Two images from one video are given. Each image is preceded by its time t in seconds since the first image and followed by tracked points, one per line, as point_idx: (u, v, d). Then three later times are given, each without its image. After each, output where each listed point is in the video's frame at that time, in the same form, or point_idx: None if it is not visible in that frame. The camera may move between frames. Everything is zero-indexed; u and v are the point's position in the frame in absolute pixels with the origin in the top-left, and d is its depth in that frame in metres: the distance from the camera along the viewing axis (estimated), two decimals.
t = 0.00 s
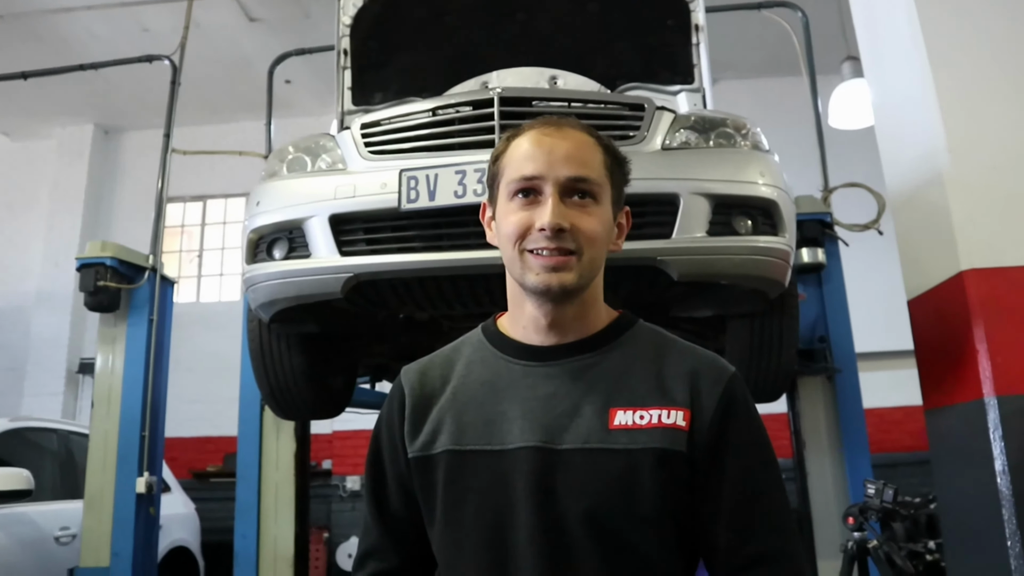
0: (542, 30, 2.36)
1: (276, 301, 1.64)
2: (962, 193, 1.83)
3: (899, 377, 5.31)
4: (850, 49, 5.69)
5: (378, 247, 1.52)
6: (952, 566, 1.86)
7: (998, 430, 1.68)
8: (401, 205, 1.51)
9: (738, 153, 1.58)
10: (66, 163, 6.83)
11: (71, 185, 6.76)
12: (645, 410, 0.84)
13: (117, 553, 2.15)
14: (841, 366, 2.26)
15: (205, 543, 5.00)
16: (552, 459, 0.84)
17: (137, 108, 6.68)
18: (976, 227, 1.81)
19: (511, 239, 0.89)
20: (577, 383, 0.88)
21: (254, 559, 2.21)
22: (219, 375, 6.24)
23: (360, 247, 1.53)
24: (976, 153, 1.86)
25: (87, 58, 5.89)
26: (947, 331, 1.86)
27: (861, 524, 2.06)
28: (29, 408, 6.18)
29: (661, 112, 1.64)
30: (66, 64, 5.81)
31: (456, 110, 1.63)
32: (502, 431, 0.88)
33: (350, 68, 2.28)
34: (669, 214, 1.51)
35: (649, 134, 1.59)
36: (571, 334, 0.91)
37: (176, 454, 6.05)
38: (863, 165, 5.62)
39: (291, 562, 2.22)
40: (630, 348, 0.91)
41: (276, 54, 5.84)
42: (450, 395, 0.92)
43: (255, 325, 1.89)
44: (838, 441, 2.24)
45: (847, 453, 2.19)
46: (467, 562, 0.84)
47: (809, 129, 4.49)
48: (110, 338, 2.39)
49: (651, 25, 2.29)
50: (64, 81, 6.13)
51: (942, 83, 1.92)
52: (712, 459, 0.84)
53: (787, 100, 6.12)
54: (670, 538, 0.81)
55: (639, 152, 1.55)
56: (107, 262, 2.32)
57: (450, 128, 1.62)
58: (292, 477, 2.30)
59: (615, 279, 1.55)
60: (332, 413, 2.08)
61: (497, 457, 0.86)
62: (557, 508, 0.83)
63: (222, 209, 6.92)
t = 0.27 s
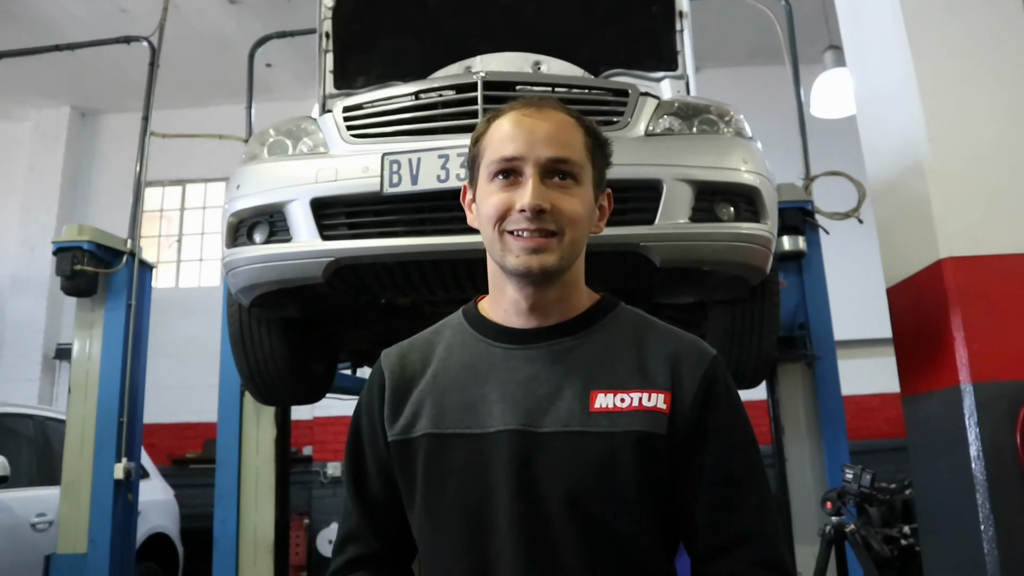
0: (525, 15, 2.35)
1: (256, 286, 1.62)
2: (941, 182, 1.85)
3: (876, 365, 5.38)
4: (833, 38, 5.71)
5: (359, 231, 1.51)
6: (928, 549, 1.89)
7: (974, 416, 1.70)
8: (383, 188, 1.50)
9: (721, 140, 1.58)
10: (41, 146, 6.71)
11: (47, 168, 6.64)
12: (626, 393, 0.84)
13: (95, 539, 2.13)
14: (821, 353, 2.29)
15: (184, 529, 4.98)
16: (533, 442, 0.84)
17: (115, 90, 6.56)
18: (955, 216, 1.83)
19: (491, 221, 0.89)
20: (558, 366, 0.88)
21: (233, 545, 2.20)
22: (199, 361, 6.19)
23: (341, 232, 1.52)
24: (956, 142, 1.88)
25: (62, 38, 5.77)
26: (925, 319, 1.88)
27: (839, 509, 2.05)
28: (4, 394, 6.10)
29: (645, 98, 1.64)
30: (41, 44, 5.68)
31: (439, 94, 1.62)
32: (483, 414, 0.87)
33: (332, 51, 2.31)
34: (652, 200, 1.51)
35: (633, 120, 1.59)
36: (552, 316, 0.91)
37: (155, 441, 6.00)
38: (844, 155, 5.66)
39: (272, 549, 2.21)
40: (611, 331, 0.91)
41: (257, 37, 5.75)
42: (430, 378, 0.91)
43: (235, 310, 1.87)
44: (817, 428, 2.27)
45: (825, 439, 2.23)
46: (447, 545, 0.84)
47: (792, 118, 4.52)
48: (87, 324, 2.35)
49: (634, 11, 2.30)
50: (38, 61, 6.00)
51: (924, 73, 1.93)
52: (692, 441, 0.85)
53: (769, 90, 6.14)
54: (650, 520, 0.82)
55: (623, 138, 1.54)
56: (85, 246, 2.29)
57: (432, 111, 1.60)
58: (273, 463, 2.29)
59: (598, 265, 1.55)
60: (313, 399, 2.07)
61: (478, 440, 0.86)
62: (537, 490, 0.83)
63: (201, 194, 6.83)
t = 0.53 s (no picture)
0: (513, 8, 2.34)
1: (241, 279, 1.61)
2: (926, 177, 1.86)
3: (860, 360, 5.43)
4: (819, 34, 5.73)
5: (344, 224, 1.50)
6: (911, 542, 1.91)
7: (957, 411, 1.72)
8: (368, 181, 1.49)
9: (708, 134, 1.58)
10: (23, 136, 6.61)
11: (28, 158, 6.55)
12: (612, 388, 0.84)
13: (77, 535, 2.11)
14: (806, 348, 2.30)
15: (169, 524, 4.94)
16: (519, 436, 0.84)
17: (98, 80, 6.48)
18: (940, 212, 1.84)
19: (476, 212, 0.88)
20: (543, 360, 0.88)
21: (217, 540, 2.18)
22: (183, 355, 6.14)
23: (326, 225, 1.51)
24: (941, 138, 1.89)
25: (44, 26, 5.69)
26: (910, 315, 1.90)
27: (824, 503, 2.06)
28: None
29: (632, 92, 1.63)
30: (22, 33, 5.60)
31: (426, 86, 1.61)
32: (468, 408, 0.87)
33: (318, 43, 2.31)
34: (639, 194, 1.51)
35: (620, 113, 1.58)
36: (537, 310, 0.90)
37: (138, 436, 5.95)
38: (829, 151, 5.69)
39: (257, 544, 2.20)
40: (596, 324, 0.91)
41: (242, 28, 5.70)
42: (415, 372, 0.91)
43: (220, 304, 1.86)
44: (802, 422, 2.28)
45: (810, 434, 2.24)
46: (431, 540, 0.83)
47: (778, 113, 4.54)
48: (69, 317, 2.32)
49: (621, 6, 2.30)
50: (19, 50, 5.91)
51: (909, 68, 1.94)
52: (678, 436, 0.85)
53: (756, 85, 6.16)
54: (635, 515, 0.81)
55: (610, 132, 1.54)
56: (67, 238, 2.26)
57: (419, 104, 1.59)
58: (258, 458, 2.28)
59: (584, 260, 1.55)
60: (298, 393, 2.06)
61: (462, 435, 0.86)
62: (523, 485, 0.82)
63: (186, 186, 6.77)
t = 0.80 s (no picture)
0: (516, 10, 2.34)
1: (244, 281, 1.61)
2: (929, 180, 1.86)
3: (864, 363, 5.41)
4: (822, 37, 5.73)
5: (348, 226, 1.50)
6: (915, 546, 1.90)
7: (961, 415, 1.71)
8: (372, 183, 1.49)
9: (711, 137, 1.58)
10: (26, 137, 6.63)
11: (31, 159, 6.56)
12: (618, 392, 0.84)
13: (79, 536, 2.11)
14: (809, 351, 2.30)
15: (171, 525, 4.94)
16: (524, 440, 0.84)
17: (101, 81, 6.49)
18: (944, 215, 1.84)
19: (481, 215, 0.88)
20: (549, 363, 0.88)
21: (220, 543, 2.18)
22: (185, 356, 6.15)
23: (330, 227, 1.51)
24: (944, 142, 1.89)
25: (47, 28, 5.70)
26: (914, 318, 1.89)
27: (828, 506, 2.05)
28: None
29: (635, 95, 1.63)
30: (25, 34, 5.61)
31: (429, 89, 1.61)
32: (473, 412, 0.87)
33: (321, 44, 2.33)
34: (643, 196, 1.50)
35: (623, 116, 1.58)
36: (543, 313, 0.90)
37: (140, 437, 5.95)
38: (832, 153, 5.68)
39: (260, 545, 2.20)
40: (602, 328, 0.90)
41: (245, 29, 5.71)
42: (419, 374, 0.90)
43: (223, 305, 1.86)
44: (805, 425, 2.28)
45: (813, 437, 2.24)
46: (436, 543, 0.83)
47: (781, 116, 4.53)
48: (72, 318, 2.32)
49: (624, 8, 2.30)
50: (23, 51, 5.93)
51: (912, 71, 1.94)
52: (684, 440, 0.84)
53: (759, 88, 6.16)
54: (640, 519, 0.81)
55: (613, 134, 1.54)
56: (70, 239, 2.26)
57: (422, 106, 1.59)
58: (260, 460, 2.28)
59: (587, 262, 1.55)
60: (300, 394, 2.06)
61: (467, 438, 0.86)
62: (528, 489, 0.82)
63: (189, 187, 6.78)
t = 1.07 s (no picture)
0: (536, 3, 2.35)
1: (266, 274, 1.62)
2: (954, 169, 1.83)
3: (888, 356, 5.35)
4: (844, 26, 5.65)
5: (369, 218, 1.51)
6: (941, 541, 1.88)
7: (987, 408, 1.69)
8: (393, 175, 1.49)
9: (733, 127, 1.57)
10: (51, 134, 6.73)
11: (56, 156, 6.66)
12: (641, 381, 0.84)
13: (106, 526, 2.15)
14: (831, 343, 2.28)
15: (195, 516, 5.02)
16: (547, 429, 0.84)
17: (124, 78, 6.57)
18: (969, 205, 1.81)
19: (503, 204, 0.88)
20: (572, 353, 0.88)
21: (244, 533, 2.21)
22: (208, 349, 6.23)
23: (351, 219, 1.52)
24: (969, 131, 1.86)
25: (71, 26, 5.77)
26: (937, 309, 1.87)
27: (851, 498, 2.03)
28: (16, 381, 6.15)
29: (656, 85, 1.62)
30: (50, 32, 5.69)
31: (449, 81, 1.61)
32: (496, 401, 0.87)
33: (341, 39, 2.37)
34: (664, 187, 1.50)
35: (644, 107, 1.57)
36: (566, 302, 0.90)
37: (165, 429, 6.04)
38: (855, 144, 5.61)
39: (282, 536, 2.23)
40: (625, 317, 0.90)
41: (265, 25, 5.75)
42: (443, 364, 0.91)
43: (246, 298, 1.88)
44: (827, 418, 2.26)
45: (836, 430, 2.22)
46: (460, 531, 0.84)
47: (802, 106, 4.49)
48: (97, 312, 2.36)
49: None
50: (47, 49, 6.01)
51: (937, 59, 1.90)
52: (708, 430, 0.84)
53: (780, 78, 6.09)
54: (664, 509, 0.81)
55: (634, 125, 1.53)
56: (94, 234, 2.30)
57: (442, 98, 1.59)
58: (283, 451, 2.30)
59: (608, 253, 1.55)
60: (322, 387, 2.07)
61: (491, 427, 0.86)
62: (551, 478, 0.82)
63: (210, 182, 6.85)
